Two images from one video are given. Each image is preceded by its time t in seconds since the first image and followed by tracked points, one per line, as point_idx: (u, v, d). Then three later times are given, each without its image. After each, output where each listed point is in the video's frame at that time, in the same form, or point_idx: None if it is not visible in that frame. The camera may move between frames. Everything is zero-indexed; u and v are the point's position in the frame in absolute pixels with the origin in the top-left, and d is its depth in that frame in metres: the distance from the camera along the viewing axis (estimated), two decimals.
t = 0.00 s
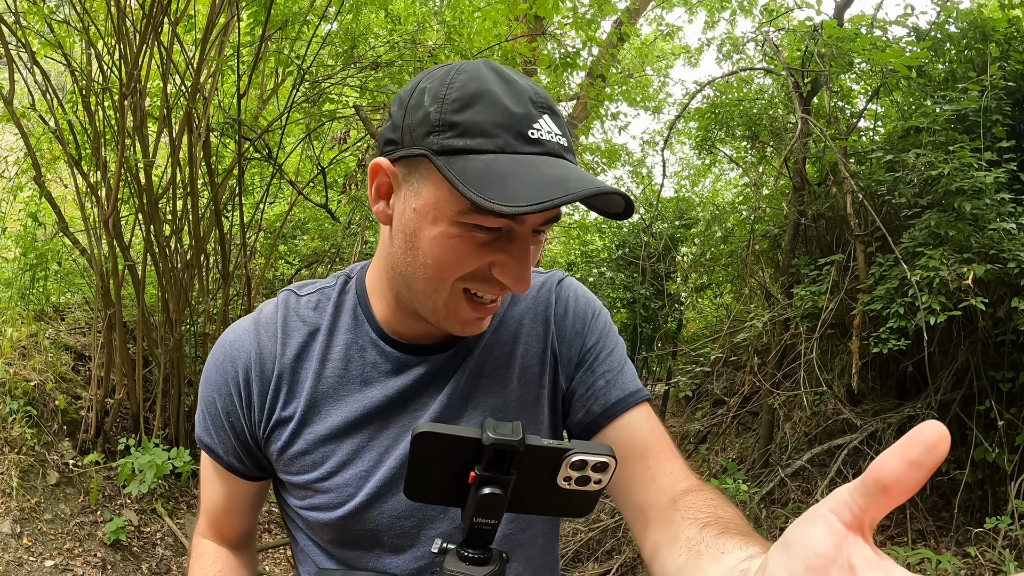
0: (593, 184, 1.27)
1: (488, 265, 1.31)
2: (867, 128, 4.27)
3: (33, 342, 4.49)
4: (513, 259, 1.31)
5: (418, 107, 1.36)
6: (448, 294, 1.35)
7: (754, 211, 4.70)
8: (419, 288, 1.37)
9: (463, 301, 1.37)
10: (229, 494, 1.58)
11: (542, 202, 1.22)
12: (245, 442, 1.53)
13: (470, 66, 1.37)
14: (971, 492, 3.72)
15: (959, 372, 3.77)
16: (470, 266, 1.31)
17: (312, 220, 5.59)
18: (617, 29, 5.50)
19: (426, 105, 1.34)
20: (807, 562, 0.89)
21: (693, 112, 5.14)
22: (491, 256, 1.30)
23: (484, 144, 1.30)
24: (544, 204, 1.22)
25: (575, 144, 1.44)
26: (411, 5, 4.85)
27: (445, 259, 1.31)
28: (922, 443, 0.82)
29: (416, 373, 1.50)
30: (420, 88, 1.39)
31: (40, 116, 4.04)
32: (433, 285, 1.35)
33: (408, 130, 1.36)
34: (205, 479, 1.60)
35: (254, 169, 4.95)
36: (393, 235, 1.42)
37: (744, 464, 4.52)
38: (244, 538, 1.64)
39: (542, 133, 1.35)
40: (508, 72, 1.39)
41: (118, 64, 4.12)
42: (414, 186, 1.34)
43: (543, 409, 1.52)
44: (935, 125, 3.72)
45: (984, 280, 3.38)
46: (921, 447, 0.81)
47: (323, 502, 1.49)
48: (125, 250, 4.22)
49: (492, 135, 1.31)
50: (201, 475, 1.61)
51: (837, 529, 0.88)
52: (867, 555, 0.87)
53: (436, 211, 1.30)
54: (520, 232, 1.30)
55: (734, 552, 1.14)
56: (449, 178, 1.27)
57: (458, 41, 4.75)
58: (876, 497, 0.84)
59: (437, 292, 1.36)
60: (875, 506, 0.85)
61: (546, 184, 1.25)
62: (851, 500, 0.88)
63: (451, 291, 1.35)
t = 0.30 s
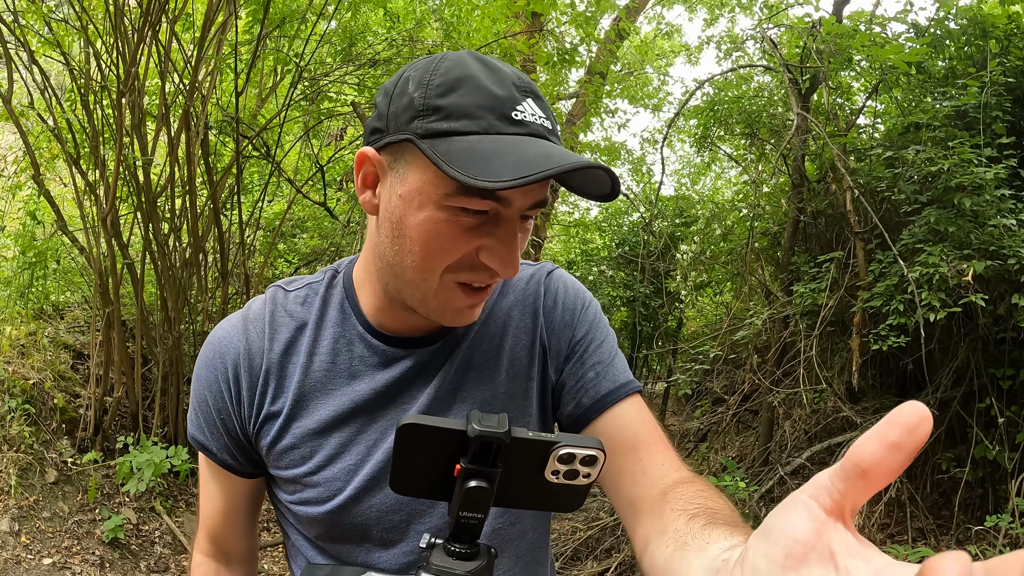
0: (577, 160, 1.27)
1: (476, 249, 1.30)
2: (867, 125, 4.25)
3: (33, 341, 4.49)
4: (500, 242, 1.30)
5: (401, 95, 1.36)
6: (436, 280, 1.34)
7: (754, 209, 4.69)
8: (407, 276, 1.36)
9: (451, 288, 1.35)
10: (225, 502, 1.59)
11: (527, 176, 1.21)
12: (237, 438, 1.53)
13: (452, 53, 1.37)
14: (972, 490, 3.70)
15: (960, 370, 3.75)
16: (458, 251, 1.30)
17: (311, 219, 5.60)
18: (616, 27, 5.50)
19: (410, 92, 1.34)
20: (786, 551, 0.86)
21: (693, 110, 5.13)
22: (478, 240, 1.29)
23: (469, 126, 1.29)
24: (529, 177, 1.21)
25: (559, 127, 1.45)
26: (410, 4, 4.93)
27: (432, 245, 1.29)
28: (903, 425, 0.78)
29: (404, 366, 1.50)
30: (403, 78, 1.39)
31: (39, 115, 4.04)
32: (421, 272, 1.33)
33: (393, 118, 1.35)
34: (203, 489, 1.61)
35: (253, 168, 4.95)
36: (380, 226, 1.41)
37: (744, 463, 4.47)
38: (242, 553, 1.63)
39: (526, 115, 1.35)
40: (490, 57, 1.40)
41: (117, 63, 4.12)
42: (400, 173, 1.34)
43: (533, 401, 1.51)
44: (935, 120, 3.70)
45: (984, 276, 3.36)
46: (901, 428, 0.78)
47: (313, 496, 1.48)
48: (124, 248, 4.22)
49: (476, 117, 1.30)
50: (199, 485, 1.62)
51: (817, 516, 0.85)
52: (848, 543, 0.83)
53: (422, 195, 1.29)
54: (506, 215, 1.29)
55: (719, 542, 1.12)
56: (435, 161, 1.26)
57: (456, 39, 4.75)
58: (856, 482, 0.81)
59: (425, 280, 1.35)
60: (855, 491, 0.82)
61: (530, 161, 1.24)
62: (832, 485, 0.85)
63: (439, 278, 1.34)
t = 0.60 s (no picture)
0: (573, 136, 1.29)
1: (475, 228, 1.30)
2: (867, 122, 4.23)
3: (32, 340, 4.49)
4: (498, 222, 1.31)
5: (396, 82, 1.35)
6: (434, 262, 1.34)
7: (754, 206, 4.69)
8: (404, 260, 1.36)
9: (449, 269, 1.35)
10: (224, 492, 1.60)
11: (526, 149, 1.22)
12: (230, 430, 1.54)
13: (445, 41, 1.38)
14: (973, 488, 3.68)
15: (961, 367, 3.73)
16: (456, 231, 1.30)
17: (311, 217, 5.59)
18: (616, 24, 5.48)
19: (405, 78, 1.34)
20: (766, 519, 0.89)
21: (692, 108, 5.11)
22: (476, 220, 1.30)
23: (466, 107, 1.30)
24: (527, 151, 1.22)
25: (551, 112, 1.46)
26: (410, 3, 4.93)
27: (430, 224, 1.30)
28: (856, 373, 0.83)
29: (396, 358, 1.49)
30: (395, 66, 1.39)
31: (38, 114, 4.04)
32: (418, 254, 1.33)
33: (388, 104, 1.35)
34: (202, 479, 1.61)
35: (252, 166, 4.94)
36: (374, 212, 1.41)
37: (744, 461, 4.45)
38: (244, 537, 1.66)
39: (520, 97, 1.36)
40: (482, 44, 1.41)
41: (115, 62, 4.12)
42: (396, 157, 1.33)
43: (526, 393, 1.50)
44: (935, 116, 3.69)
45: (985, 273, 3.34)
46: (854, 373, 0.82)
47: (304, 488, 1.48)
48: (123, 247, 4.22)
49: (473, 99, 1.31)
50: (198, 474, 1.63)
51: (790, 478, 0.89)
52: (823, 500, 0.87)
53: (420, 177, 1.29)
54: (504, 195, 1.31)
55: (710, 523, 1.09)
56: (433, 142, 1.26)
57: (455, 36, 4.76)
58: (820, 433, 0.85)
59: (422, 262, 1.34)
60: (823, 444, 0.86)
61: (529, 137, 1.25)
62: (798, 445, 0.89)
63: (437, 260, 1.34)
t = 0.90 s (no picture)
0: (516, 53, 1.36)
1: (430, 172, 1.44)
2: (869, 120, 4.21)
3: (32, 340, 4.48)
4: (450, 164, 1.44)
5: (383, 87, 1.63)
6: (397, 211, 1.46)
7: (756, 205, 4.67)
8: (374, 215, 1.49)
9: (413, 218, 1.47)
10: (225, 489, 1.59)
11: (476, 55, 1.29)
12: (233, 424, 1.52)
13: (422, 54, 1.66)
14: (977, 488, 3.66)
15: (964, 366, 3.72)
16: (413, 175, 1.44)
17: (311, 217, 5.58)
18: (616, 22, 5.46)
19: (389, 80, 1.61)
20: (756, 526, 0.87)
21: (693, 106, 5.09)
22: (430, 165, 1.44)
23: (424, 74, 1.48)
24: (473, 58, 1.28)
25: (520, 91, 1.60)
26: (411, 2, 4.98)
27: (390, 171, 1.46)
28: (832, 370, 0.82)
29: (399, 354, 1.49)
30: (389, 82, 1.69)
31: (37, 113, 4.02)
32: (384, 205, 1.47)
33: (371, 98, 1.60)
34: (204, 475, 1.61)
35: (252, 165, 4.93)
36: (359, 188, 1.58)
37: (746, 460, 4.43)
38: (244, 537, 1.65)
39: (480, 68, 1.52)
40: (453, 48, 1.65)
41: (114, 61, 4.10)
42: (370, 132, 1.53)
43: (530, 394, 1.49)
44: (938, 114, 3.67)
45: (989, 271, 3.32)
46: (832, 374, 0.82)
47: (305, 485, 1.46)
48: (122, 246, 4.21)
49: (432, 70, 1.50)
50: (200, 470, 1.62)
51: (777, 483, 0.88)
52: (812, 502, 0.86)
53: (384, 136, 1.48)
54: (456, 142, 1.45)
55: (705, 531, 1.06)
56: (389, 100, 1.46)
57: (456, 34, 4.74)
58: (804, 436, 0.85)
59: (393, 220, 1.47)
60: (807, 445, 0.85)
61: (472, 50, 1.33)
62: (781, 448, 0.88)
63: (401, 209, 1.46)
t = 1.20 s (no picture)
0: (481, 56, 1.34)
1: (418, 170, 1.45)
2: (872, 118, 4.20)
3: (32, 340, 4.48)
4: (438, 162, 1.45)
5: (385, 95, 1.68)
6: (388, 210, 1.47)
7: (758, 204, 4.66)
8: (367, 215, 1.51)
9: (403, 217, 1.47)
10: (227, 486, 1.58)
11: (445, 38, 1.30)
12: (235, 421, 1.51)
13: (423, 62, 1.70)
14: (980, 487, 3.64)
15: (967, 365, 3.70)
16: (402, 173, 1.46)
17: (312, 217, 5.57)
18: (618, 21, 5.44)
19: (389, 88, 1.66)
20: (756, 523, 0.86)
21: (696, 104, 5.08)
22: (419, 163, 1.45)
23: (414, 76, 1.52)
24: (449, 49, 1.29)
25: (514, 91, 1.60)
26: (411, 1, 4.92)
27: (380, 171, 1.48)
28: (826, 365, 0.79)
29: (401, 352, 1.48)
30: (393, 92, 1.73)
31: (37, 113, 4.01)
32: (376, 205, 1.48)
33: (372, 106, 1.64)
34: (208, 471, 1.59)
35: (253, 165, 4.93)
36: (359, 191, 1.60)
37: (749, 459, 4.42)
38: (246, 535, 1.63)
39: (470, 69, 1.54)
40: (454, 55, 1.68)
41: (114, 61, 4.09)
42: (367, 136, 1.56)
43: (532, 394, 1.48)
44: (940, 112, 3.66)
45: (993, 270, 3.30)
46: (825, 368, 0.79)
47: (306, 481, 1.44)
48: (123, 247, 4.20)
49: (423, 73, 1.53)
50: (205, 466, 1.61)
51: (774, 479, 0.86)
52: (812, 494, 0.85)
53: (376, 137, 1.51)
54: (445, 139, 1.46)
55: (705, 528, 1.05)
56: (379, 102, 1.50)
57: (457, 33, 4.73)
58: (801, 428, 0.83)
59: (386, 217, 1.47)
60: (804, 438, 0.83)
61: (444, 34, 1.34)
62: (777, 444, 0.87)
63: (392, 208, 1.47)
